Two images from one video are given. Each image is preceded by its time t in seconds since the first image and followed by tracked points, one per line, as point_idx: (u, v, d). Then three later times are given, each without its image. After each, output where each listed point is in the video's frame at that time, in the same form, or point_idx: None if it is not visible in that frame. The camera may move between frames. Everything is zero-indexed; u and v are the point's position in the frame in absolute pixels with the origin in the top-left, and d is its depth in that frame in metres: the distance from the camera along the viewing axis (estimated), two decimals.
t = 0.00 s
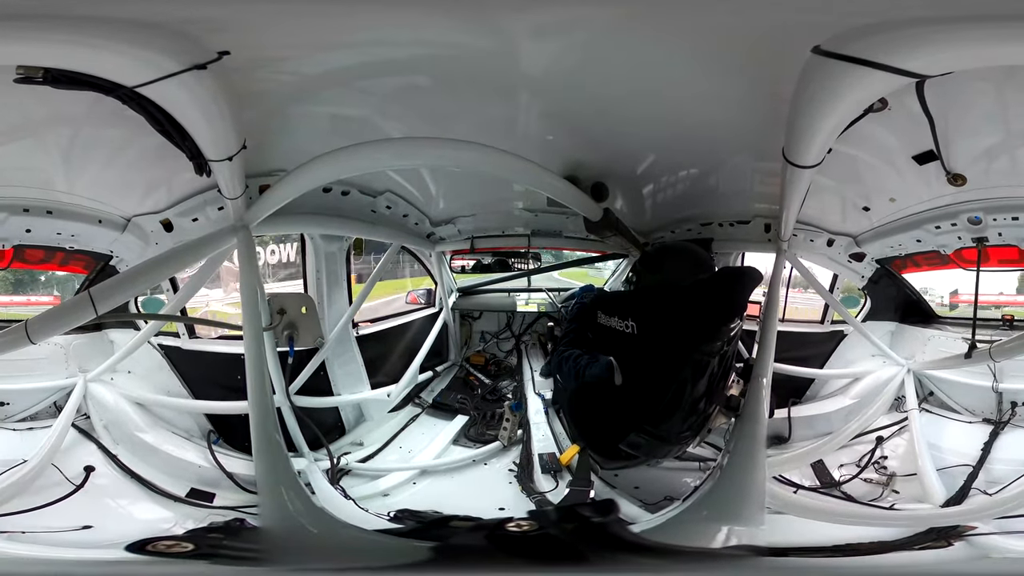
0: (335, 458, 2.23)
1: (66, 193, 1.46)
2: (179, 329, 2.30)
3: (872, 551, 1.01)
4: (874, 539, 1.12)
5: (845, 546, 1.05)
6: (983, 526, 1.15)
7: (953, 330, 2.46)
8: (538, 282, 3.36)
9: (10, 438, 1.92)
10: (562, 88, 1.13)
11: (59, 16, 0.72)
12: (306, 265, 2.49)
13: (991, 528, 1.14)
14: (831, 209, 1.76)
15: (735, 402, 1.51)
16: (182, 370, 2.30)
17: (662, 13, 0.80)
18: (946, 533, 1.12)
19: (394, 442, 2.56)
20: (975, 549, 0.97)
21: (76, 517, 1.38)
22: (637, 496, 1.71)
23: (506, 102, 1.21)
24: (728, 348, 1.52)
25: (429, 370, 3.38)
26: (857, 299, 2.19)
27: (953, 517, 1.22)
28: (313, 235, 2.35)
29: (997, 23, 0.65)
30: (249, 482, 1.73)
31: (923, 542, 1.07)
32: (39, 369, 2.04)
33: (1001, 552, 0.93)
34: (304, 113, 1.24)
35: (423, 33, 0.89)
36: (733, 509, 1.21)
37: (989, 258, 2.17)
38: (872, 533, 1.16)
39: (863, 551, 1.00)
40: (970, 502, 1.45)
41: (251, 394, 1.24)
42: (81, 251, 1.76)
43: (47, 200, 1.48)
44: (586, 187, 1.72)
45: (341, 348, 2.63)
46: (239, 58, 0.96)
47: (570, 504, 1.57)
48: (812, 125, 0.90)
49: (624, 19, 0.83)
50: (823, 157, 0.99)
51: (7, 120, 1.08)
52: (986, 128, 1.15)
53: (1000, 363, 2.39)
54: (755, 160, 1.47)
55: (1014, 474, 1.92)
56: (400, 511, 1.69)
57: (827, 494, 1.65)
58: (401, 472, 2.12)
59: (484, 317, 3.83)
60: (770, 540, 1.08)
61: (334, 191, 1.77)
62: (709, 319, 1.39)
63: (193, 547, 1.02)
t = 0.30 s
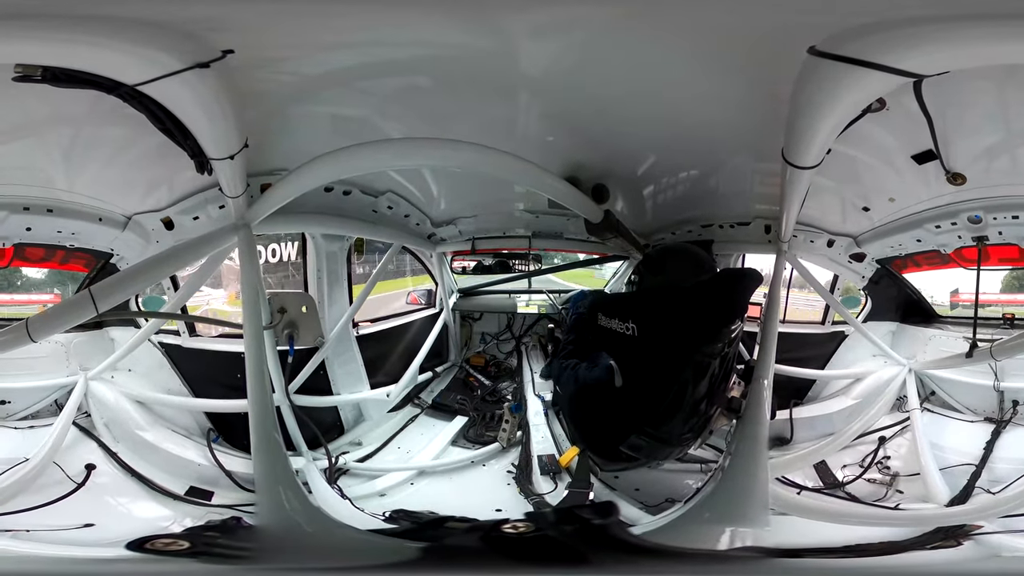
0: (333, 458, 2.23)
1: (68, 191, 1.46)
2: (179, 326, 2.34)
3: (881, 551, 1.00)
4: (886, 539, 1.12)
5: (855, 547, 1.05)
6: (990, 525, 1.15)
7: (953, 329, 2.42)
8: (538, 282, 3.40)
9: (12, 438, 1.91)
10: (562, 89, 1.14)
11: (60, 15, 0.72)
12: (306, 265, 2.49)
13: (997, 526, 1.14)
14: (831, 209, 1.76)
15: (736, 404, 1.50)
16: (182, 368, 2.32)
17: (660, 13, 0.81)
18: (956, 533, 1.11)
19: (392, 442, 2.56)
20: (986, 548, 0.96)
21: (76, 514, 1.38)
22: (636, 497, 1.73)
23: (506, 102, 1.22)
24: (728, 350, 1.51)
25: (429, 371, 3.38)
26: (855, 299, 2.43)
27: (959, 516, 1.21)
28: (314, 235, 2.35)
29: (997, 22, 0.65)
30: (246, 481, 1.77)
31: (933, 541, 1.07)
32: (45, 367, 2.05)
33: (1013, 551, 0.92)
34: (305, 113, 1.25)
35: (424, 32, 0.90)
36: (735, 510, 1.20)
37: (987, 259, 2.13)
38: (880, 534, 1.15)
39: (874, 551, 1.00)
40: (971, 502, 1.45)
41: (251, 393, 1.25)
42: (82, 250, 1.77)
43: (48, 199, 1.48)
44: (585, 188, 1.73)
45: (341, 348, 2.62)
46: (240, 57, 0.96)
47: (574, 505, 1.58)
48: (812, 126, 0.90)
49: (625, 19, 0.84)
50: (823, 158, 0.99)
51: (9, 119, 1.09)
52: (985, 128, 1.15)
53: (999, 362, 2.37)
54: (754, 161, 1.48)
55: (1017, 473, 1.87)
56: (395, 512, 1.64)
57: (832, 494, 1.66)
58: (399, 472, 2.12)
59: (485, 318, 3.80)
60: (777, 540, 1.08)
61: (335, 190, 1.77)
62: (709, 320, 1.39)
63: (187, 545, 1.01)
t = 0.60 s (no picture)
0: (334, 460, 2.23)
1: (67, 192, 1.46)
2: (178, 328, 2.31)
3: (874, 550, 1.00)
4: (881, 538, 1.11)
5: (849, 546, 1.04)
6: (984, 525, 1.14)
7: (953, 330, 2.43)
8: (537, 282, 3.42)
9: (11, 438, 1.90)
10: (562, 89, 1.14)
11: (64, 16, 0.72)
12: (306, 265, 2.49)
13: (992, 525, 1.13)
14: (830, 208, 1.76)
15: (736, 403, 1.50)
16: (179, 368, 2.30)
17: (661, 14, 0.81)
18: (952, 531, 1.11)
19: (393, 442, 2.55)
20: (977, 547, 0.96)
21: (72, 515, 1.37)
22: (638, 497, 1.74)
23: (506, 102, 1.22)
24: (727, 349, 1.53)
25: (429, 371, 3.37)
26: (854, 297, 2.51)
27: (953, 516, 1.21)
28: (313, 236, 2.35)
29: (995, 21, 0.66)
30: (245, 484, 1.76)
31: (927, 540, 1.07)
32: (42, 368, 2.04)
33: (1004, 550, 0.92)
34: (306, 113, 1.25)
35: (425, 32, 0.90)
36: (735, 509, 1.20)
37: (987, 259, 2.15)
38: (874, 533, 1.15)
39: (867, 550, 0.99)
40: (964, 502, 1.44)
41: (251, 393, 1.24)
42: (81, 250, 1.77)
43: (48, 199, 1.48)
44: (585, 188, 1.73)
45: (341, 349, 2.60)
46: (241, 58, 0.96)
47: (575, 505, 1.57)
48: (811, 125, 0.90)
49: (626, 19, 0.84)
50: (822, 157, 0.99)
51: (9, 120, 1.08)
52: (985, 127, 1.15)
53: (1000, 362, 2.37)
54: (754, 161, 1.48)
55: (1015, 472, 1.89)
56: (398, 513, 1.65)
57: (830, 493, 1.68)
58: (401, 473, 2.11)
59: (484, 318, 3.80)
60: (778, 538, 1.08)
61: (335, 191, 1.76)
62: (708, 319, 1.40)
63: (184, 546, 1.01)
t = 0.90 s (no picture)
0: (336, 458, 2.25)
1: (67, 192, 1.45)
2: (179, 327, 2.34)
3: (876, 551, 1.01)
4: (882, 538, 1.12)
5: (851, 547, 1.05)
6: (988, 526, 1.15)
7: (954, 330, 2.45)
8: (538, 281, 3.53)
9: (12, 439, 1.91)
10: (562, 89, 1.14)
11: (60, 16, 0.72)
12: (306, 264, 2.49)
13: (996, 527, 1.14)
14: (831, 210, 1.76)
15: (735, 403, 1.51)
16: (180, 367, 2.31)
17: (662, 14, 0.81)
18: (952, 533, 1.12)
19: (394, 442, 2.57)
20: (981, 549, 0.97)
21: (76, 515, 1.38)
22: (636, 496, 1.75)
23: (506, 102, 1.22)
24: (727, 349, 1.53)
25: (429, 370, 3.37)
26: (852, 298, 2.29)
27: (955, 517, 1.21)
28: (313, 235, 2.35)
29: (997, 23, 0.65)
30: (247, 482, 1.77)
31: (930, 542, 1.07)
32: (43, 369, 2.01)
33: (1010, 552, 0.93)
34: (306, 113, 1.25)
35: (424, 32, 0.89)
36: (732, 510, 1.20)
37: (987, 260, 2.14)
38: (875, 534, 1.16)
39: (868, 551, 1.01)
40: (973, 502, 1.46)
41: (251, 392, 1.24)
42: (81, 250, 1.77)
43: (48, 200, 1.48)
44: (586, 188, 1.72)
45: (341, 346, 2.61)
46: (239, 58, 0.96)
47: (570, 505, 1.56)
48: (812, 125, 0.90)
49: (626, 19, 0.83)
50: (823, 159, 0.99)
51: (8, 120, 1.08)
52: (985, 128, 1.15)
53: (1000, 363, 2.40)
54: (755, 161, 1.48)
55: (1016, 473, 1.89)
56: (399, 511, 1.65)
57: (832, 495, 1.65)
58: (400, 472, 2.12)
59: (485, 317, 3.80)
60: (772, 540, 1.09)
61: (335, 190, 1.77)
62: (709, 320, 1.41)
63: (192, 546, 1.02)
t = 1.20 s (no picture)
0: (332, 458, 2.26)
1: (66, 192, 1.45)
2: (178, 326, 2.33)
3: (880, 551, 1.00)
4: (883, 539, 1.11)
5: (853, 547, 1.05)
6: (988, 525, 1.14)
7: (953, 330, 2.44)
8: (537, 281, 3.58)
9: (12, 438, 1.91)
10: (561, 89, 1.14)
11: (56, 16, 0.72)
12: (305, 264, 2.50)
13: (996, 526, 1.13)
14: (829, 209, 1.76)
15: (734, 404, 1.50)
16: (178, 367, 2.30)
17: (660, 14, 0.81)
18: (956, 533, 1.11)
19: (390, 442, 2.57)
20: (987, 548, 0.95)
21: (74, 514, 1.39)
22: (636, 497, 1.75)
23: (505, 102, 1.22)
24: (727, 350, 1.53)
25: (428, 370, 3.37)
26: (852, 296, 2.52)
27: (955, 516, 1.20)
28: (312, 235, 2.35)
29: (995, 23, 0.65)
30: (244, 483, 1.84)
31: (932, 541, 1.06)
32: (42, 366, 2.03)
33: (1014, 551, 0.92)
34: (305, 113, 1.25)
35: (423, 32, 0.89)
36: (732, 511, 1.19)
37: (985, 259, 2.13)
38: (878, 533, 1.16)
39: (873, 551, 1.00)
40: (969, 502, 1.44)
41: (250, 392, 1.24)
42: (80, 249, 1.77)
43: (48, 199, 1.48)
44: (585, 188, 1.73)
45: (339, 348, 2.60)
46: (238, 58, 0.96)
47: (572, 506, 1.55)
48: (810, 125, 0.90)
49: (624, 20, 0.83)
50: (820, 159, 0.98)
51: (8, 117, 1.08)
52: (982, 128, 1.15)
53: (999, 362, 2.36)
54: (753, 161, 1.48)
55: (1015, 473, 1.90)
56: (393, 512, 1.65)
57: (830, 493, 1.68)
58: (396, 472, 2.10)
59: (483, 318, 3.80)
60: (777, 540, 1.08)
61: (334, 190, 1.78)
62: (708, 321, 1.41)
63: (185, 545, 1.01)
